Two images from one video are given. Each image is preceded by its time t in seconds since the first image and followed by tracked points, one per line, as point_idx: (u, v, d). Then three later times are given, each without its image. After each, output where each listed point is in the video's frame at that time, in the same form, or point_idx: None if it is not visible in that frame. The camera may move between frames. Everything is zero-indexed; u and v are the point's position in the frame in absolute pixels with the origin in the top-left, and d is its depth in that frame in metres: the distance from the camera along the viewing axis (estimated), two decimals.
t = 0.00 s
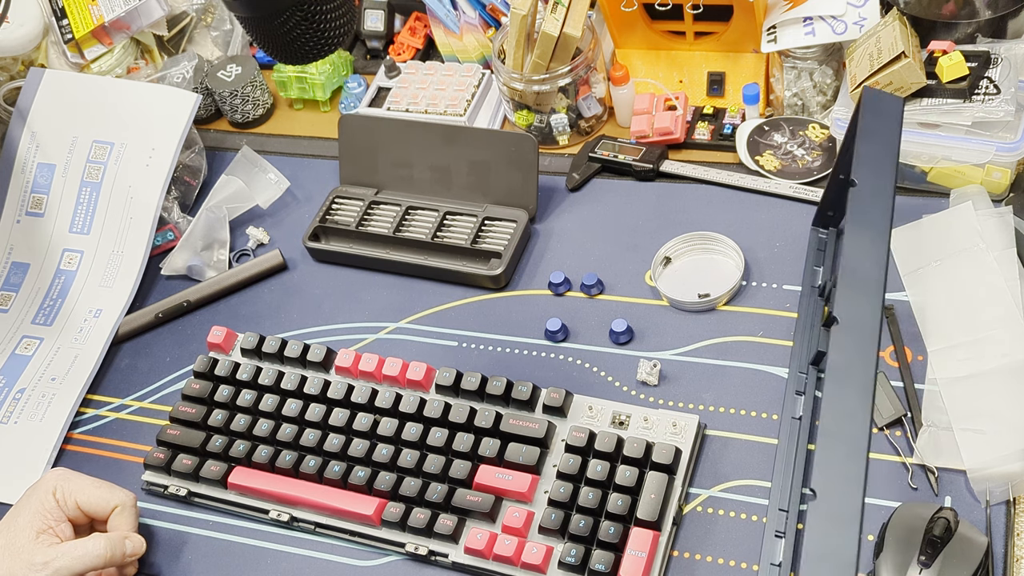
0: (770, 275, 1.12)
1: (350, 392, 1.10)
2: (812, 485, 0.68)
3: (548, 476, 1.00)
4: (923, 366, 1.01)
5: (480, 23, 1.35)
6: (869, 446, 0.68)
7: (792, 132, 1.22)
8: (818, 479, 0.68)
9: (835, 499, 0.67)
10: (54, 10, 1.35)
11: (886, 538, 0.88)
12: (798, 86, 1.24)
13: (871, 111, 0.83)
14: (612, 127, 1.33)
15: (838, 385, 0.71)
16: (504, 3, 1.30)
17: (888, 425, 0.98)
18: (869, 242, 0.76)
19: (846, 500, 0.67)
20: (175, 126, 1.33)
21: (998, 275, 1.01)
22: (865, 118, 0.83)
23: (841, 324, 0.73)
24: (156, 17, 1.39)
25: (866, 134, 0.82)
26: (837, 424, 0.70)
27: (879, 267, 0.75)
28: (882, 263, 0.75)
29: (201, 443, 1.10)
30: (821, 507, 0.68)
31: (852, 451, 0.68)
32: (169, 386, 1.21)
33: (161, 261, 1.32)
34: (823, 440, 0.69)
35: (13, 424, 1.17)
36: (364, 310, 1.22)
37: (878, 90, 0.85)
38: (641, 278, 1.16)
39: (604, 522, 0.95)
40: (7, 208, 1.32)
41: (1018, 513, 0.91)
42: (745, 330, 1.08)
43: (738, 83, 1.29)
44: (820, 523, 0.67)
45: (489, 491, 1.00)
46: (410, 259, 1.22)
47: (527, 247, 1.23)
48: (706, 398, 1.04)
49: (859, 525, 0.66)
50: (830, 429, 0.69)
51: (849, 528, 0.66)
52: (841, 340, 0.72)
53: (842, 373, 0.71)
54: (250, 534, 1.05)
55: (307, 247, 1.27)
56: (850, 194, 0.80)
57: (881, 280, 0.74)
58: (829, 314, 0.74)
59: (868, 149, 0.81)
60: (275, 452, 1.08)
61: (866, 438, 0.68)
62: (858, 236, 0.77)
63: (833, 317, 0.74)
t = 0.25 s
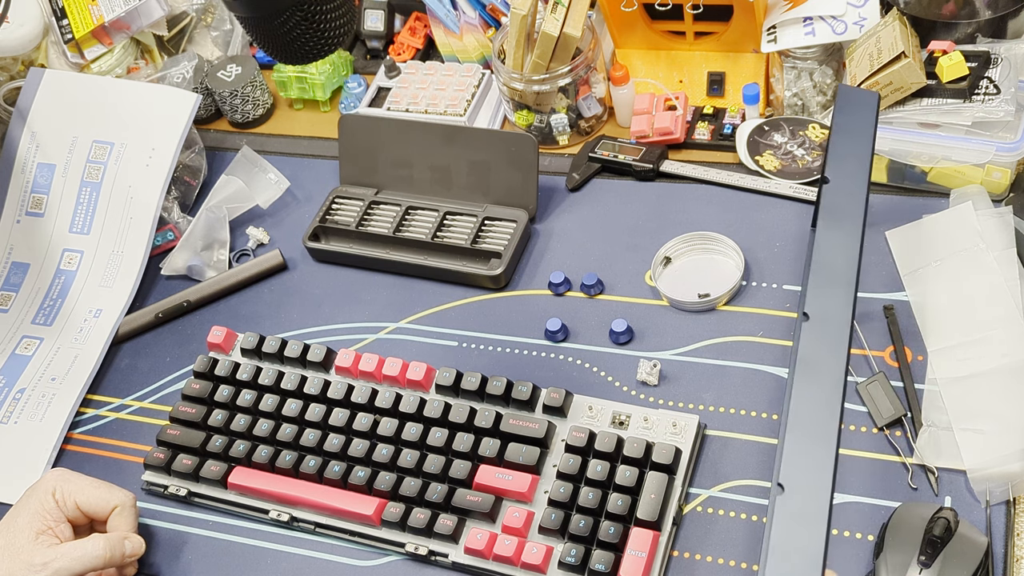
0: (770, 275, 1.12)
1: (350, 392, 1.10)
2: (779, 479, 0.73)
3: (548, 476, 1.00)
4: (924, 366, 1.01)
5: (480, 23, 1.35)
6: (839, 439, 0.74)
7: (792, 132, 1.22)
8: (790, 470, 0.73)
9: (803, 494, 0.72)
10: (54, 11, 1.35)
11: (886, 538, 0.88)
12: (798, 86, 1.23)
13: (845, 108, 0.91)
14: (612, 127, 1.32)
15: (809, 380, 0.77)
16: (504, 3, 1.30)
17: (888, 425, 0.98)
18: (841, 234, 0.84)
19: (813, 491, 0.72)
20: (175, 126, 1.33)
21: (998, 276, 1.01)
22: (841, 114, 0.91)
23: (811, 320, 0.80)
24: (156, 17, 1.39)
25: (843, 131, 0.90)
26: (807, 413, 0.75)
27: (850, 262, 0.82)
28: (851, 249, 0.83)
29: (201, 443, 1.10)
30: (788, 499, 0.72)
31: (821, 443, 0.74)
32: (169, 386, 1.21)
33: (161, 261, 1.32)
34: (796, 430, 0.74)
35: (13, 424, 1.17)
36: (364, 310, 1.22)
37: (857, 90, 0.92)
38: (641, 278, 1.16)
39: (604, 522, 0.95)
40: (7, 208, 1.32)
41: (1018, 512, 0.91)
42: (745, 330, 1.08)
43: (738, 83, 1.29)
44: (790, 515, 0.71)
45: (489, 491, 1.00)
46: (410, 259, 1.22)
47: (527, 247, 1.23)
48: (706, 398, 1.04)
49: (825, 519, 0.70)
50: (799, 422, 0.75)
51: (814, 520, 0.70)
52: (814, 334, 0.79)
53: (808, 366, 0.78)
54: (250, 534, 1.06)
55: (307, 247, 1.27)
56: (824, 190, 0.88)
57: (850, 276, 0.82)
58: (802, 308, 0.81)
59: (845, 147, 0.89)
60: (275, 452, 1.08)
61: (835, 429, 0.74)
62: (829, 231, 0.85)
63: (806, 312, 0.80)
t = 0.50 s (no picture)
0: (770, 275, 1.12)
1: (350, 392, 1.10)
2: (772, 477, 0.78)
3: (548, 476, 1.00)
4: (924, 366, 1.01)
5: (480, 23, 1.35)
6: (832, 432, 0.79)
7: (792, 132, 1.22)
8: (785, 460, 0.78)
9: (795, 490, 0.77)
10: (54, 11, 1.35)
11: (886, 538, 0.88)
12: (798, 86, 1.23)
13: (840, 107, 0.95)
14: (612, 127, 1.32)
15: (801, 377, 0.82)
16: (504, 3, 1.30)
17: (888, 425, 0.98)
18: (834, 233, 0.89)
19: (806, 487, 0.76)
20: (175, 126, 1.33)
21: (998, 276, 1.01)
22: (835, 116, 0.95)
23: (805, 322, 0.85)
24: (156, 17, 1.39)
25: (836, 130, 0.94)
26: (802, 405, 0.80)
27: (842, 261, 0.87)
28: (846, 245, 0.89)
29: (201, 443, 1.10)
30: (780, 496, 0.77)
31: (814, 437, 0.79)
32: (169, 386, 1.21)
33: (161, 261, 1.32)
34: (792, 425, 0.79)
35: (13, 424, 1.17)
36: (364, 310, 1.22)
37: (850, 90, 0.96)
38: (641, 278, 1.16)
39: (604, 522, 0.95)
40: (7, 208, 1.32)
41: (1018, 512, 0.91)
42: (745, 330, 1.08)
43: (738, 83, 1.29)
44: (785, 507, 0.76)
45: (489, 491, 1.00)
46: (410, 259, 1.22)
47: (527, 247, 1.23)
48: (706, 398, 1.04)
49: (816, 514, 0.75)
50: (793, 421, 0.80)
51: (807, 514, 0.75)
52: (807, 332, 0.84)
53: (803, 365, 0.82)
54: (250, 534, 1.06)
55: (307, 247, 1.27)
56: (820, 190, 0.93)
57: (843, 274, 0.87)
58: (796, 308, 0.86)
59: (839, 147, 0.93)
60: (275, 452, 1.08)
61: (829, 423, 0.79)
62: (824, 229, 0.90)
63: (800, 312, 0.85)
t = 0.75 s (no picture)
0: (770, 275, 1.12)
1: (350, 392, 1.10)
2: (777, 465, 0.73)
3: (548, 476, 1.00)
4: (923, 366, 1.01)
5: (480, 23, 1.35)
6: (838, 430, 0.74)
7: (792, 132, 1.22)
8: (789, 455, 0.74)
9: (798, 481, 0.72)
10: (54, 11, 1.35)
11: (886, 538, 0.88)
12: (798, 86, 1.23)
13: (846, 106, 0.92)
14: (612, 127, 1.32)
15: (807, 365, 0.77)
16: (504, 3, 1.30)
17: (888, 425, 0.98)
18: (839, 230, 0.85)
19: (811, 480, 0.72)
20: (175, 126, 1.33)
21: (998, 276, 1.01)
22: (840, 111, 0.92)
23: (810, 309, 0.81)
24: (156, 17, 1.39)
25: (842, 127, 0.91)
26: (807, 397, 0.76)
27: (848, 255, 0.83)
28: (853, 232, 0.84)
29: (201, 443, 1.10)
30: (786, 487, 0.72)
31: (819, 435, 0.74)
32: (169, 386, 1.21)
33: (161, 261, 1.32)
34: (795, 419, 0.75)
35: (13, 424, 1.17)
36: (364, 310, 1.22)
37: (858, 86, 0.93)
38: (641, 278, 1.16)
39: (604, 522, 0.95)
40: (7, 208, 1.32)
41: (1018, 512, 0.91)
42: (745, 330, 1.08)
43: (738, 83, 1.29)
44: (789, 497, 0.72)
45: (489, 491, 1.00)
46: (410, 259, 1.22)
47: (527, 247, 1.23)
48: (706, 398, 1.04)
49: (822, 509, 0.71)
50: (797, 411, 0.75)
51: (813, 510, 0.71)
52: (813, 325, 0.80)
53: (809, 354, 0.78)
54: (250, 534, 1.06)
55: (307, 247, 1.27)
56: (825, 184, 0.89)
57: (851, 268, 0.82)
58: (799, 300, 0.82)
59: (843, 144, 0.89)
60: (275, 452, 1.08)
61: (833, 415, 0.74)
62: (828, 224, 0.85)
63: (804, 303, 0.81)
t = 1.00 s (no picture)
0: (770, 275, 1.12)
1: (350, 392, 1.10)
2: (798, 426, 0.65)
3: (548, 476, 1.00)
4: (923, 366, 1.01)
5: (480, 23, 1.35)
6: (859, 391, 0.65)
7: (792, 132, 1.22)
8: (795, 489, 0.63)
9: (823, 445, 0.64)
10: (54, 10, 1.35)
11: (885, 538, 0.88)
12: (798, 86, 1.23)
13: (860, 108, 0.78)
14: (612, 127, 1.33)
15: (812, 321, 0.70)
16: (504, 2, 1.30)
17: (888, 425, 0.98)
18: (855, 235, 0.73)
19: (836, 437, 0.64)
20: (175, 126, 1.33)
21: (998, 275, 1.01)
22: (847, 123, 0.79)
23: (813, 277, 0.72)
24: (156, 17, 1.39)
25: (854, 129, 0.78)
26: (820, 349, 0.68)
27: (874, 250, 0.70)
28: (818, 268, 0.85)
29: (201, 443, 1.10)
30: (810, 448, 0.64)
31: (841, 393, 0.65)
32: (169, 386, 1.21)
33: (161, 261, 1.32)
34: (804, 441, 0.64)
35: (13, 424, 1.17)
36: (364, 311, 1.22)
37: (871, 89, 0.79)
38: (641, 278, 1.17)
39: (604, 522, 0.95)
40: (7, 208, 1.32)
41: (1018, 512, 0.91)
42: (745, 330, 1.08)
43: (738, 83, 1.29)
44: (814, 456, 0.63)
45: (489, 491, 1.00)
46: (410, 259, 1.22)
47: (527, 247, 1.23)
48: (706, 398, 1.04)
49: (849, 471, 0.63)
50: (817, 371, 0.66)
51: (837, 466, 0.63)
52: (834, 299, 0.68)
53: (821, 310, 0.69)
54: (250, 534, 1.06)
55: (307, 247, 1.27)
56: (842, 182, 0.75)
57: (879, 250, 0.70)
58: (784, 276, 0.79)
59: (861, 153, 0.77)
60: (275, 452, 1.08)
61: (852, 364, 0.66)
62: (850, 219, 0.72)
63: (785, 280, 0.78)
